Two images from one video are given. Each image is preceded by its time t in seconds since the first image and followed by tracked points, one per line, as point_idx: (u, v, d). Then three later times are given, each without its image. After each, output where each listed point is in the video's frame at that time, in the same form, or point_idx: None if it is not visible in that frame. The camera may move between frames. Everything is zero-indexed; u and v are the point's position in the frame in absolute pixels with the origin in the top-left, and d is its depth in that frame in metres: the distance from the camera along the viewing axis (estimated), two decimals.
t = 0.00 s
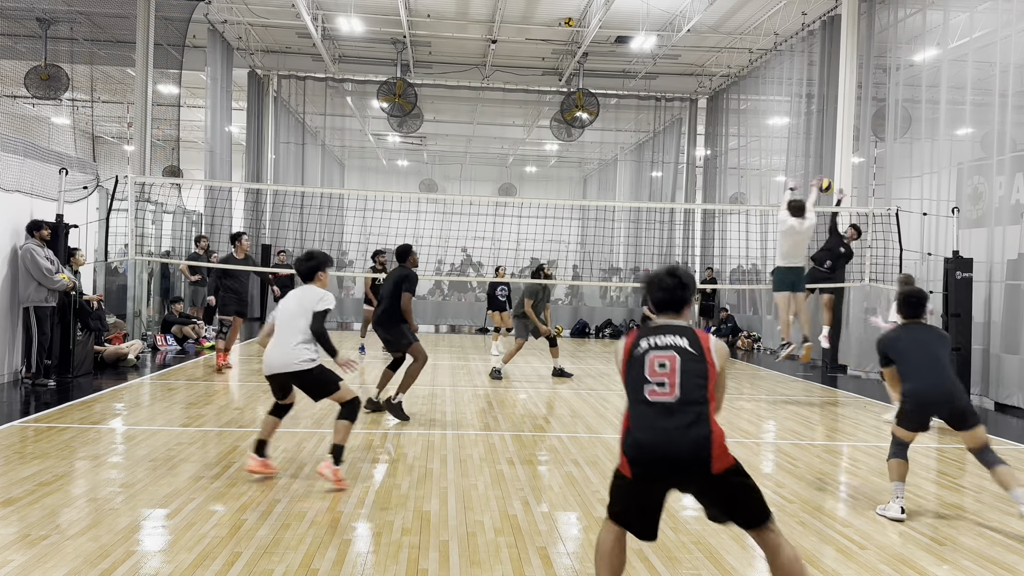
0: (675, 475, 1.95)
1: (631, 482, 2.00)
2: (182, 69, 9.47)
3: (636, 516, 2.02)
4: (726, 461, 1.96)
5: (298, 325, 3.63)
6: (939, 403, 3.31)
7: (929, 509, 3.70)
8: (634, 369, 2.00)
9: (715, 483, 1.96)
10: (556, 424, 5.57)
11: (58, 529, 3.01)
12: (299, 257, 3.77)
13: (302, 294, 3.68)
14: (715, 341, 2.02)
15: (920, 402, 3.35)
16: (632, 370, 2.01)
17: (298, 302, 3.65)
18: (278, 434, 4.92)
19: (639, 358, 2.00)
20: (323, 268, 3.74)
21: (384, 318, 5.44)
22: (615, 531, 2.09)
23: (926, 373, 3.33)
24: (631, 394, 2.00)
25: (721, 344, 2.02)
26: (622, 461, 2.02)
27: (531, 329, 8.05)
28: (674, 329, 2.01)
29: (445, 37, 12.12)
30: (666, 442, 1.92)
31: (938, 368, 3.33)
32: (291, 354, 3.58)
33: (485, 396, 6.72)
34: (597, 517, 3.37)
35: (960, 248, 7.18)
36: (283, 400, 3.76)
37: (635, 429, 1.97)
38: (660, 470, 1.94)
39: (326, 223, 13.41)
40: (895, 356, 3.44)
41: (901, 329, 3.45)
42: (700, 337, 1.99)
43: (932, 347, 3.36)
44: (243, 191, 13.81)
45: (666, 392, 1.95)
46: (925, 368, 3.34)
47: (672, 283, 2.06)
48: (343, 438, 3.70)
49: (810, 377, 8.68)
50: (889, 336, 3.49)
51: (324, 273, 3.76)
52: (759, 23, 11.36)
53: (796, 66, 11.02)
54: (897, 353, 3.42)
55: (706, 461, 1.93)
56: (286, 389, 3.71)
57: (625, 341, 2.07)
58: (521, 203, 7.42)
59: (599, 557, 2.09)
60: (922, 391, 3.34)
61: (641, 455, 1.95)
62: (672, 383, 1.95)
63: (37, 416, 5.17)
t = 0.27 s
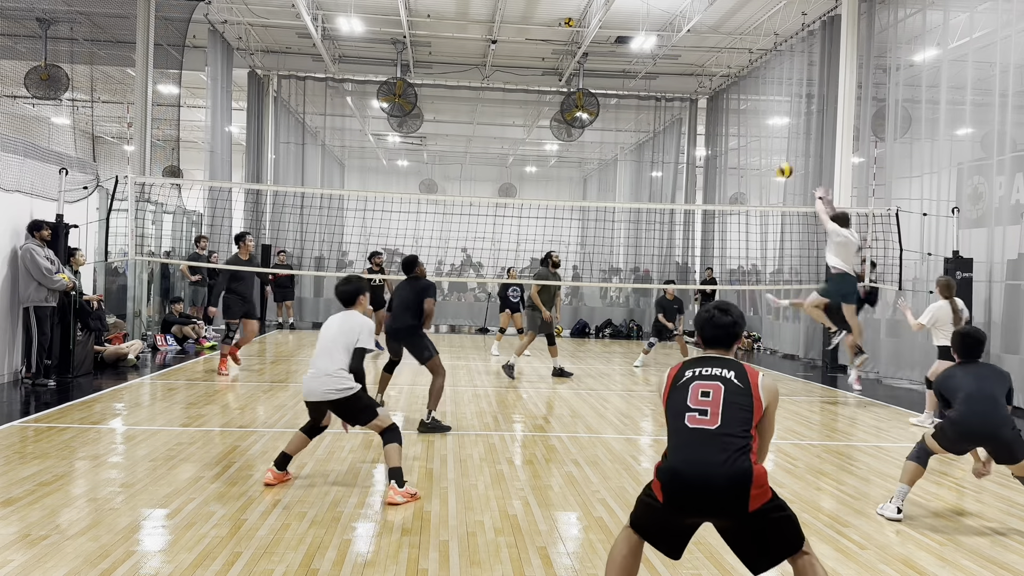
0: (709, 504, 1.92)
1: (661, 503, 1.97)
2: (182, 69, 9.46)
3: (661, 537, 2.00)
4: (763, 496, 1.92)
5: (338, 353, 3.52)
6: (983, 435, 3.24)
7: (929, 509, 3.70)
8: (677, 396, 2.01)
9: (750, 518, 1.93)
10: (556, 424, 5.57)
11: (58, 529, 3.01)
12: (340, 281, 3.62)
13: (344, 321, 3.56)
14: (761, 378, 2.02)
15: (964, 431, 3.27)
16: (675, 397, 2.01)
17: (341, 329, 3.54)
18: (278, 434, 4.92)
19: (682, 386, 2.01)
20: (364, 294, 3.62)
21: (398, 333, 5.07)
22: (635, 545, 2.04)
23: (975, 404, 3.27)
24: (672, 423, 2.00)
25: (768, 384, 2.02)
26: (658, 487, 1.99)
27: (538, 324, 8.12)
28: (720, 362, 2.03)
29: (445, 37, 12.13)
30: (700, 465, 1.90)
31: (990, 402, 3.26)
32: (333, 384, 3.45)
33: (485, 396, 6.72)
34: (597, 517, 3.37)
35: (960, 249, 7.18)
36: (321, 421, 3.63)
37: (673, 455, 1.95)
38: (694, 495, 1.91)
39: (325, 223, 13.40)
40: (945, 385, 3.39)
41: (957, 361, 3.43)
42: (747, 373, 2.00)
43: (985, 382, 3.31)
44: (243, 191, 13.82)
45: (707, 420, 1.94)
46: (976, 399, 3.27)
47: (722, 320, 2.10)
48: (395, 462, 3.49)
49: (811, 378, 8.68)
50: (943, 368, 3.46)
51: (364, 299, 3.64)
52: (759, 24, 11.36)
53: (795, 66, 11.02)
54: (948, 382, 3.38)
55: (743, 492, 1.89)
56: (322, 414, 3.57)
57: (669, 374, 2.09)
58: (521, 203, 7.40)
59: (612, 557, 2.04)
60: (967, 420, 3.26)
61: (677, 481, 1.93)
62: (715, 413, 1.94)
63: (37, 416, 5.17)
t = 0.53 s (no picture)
0: (710, 484, 1.94)
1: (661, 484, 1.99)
2: (182, 69, 9.46)
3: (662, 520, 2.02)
4: (763, 475, 1.95)
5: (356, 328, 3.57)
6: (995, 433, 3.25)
7: (929, 509, 3.71)
8: (677, 375, 2.03)
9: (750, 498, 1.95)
10: (556, 424, 5.57)
11: (58, 529, 3.01)
12: (356, 254, 3.57)
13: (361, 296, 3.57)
14: (760, 356, 2.04)
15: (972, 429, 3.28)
16: (675, 377, 2.04)
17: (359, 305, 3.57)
18: (278, 434, 4.93)
19: (682, 366, 2.03)
20: (382, 268, 3.60)
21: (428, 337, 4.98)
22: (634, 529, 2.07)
23: (986, 398, 3.26)
24: (673, 403, 2.02)
25: (767, 362, 2.05)
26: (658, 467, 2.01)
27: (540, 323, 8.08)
28: (719, 340, 2.04)
29: (445, 37, 12.12)
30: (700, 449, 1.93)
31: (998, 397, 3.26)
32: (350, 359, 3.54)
33: (485, 396, 6.72)
34: (597, 517, 3.37)
35: (960, 249, 7.18)
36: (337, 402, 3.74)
37: (674, 434, 1.98)
38: (694, 475, 1.93)
39: (326, 223, 13.40)
40: (951, 379, 3.37)
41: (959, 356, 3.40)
42: (746, 351, 2.03)
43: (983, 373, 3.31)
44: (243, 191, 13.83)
45: (707, 399, 1.96)
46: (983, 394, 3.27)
47: (723, 298, 2.12)
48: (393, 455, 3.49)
49: (811, 377, 8.68)
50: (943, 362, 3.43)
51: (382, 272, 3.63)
52: (759, 24, 11.35)
53: (796, 66, 11.02)
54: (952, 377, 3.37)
55: (743, 472, 1.92)
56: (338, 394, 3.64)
57: (669, 353, 2.11)
58: (521, 202, 7.38)
59: (613, 553, 2.06)
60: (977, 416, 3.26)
61: (677, 461, 1.95)
62: (715, 392, 1.97)
63: (37, 416, 5.17)
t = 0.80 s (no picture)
0: (720, 474, 1.95)
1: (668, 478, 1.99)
2: (182, 69, 9.46)
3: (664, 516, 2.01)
4: (768, 463, 1.98)
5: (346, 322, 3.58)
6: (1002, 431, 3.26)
7: (929, 509, 3.70)
8: (677, 363, 2.00)
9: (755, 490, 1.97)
10: (556, 424, 5.57)
11: (58, 529, 3.01)
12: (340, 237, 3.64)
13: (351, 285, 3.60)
14: (755, 335, 2.05)
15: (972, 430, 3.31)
16: (675, 365, 2.00)
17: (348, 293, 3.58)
18: (278, 434, 4.93)
19: (683, 353, 1.99)
20: (366, 253, 3.65)
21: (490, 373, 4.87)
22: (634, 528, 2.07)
23: (991, 395, 3.26)
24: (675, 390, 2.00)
25: (762, 340, 2.05)
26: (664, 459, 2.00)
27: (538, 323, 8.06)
28: (715, 323, 2.02)
29: (445, 37, 12.12)
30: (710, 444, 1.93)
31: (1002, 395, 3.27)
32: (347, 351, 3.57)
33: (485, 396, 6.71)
34: (597, 517, 3.37)
35: (960, 249, 7.17)
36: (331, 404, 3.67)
37: (682, 425, 1.97)
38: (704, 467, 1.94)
39: (326, 223, 13.40)
40: (953, 378, 3.38)
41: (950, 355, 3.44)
42: (741, 332, 2.02)
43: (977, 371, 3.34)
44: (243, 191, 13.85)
45: (712, 387, 1.96)
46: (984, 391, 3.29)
47: (712, 274, 2.07)
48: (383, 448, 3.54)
49: (811, 378, 8.68)
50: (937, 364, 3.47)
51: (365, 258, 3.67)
52: (759, 24, 11.35)
53: (796, 66, 11.02)
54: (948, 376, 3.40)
55: (751, 461, 1.94)
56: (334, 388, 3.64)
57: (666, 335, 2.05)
58: (522, 203, 7.36)
59: (613, 554, 2.06)
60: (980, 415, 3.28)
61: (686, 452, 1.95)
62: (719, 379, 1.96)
63: (37, 416, 5.17)
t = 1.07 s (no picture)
0: (685, 445, 1.99)
1: (636, 460, 2.01)
2: (182, 69, 9.44)
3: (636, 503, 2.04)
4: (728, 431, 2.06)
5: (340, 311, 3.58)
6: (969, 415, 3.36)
7: (929, 509, 3.70)
8: (634, 335, 2.05)
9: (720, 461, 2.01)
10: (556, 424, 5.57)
11: (58, 529, 3.01)
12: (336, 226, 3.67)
13: (343, 274, 3.62)
14: (701, 296, 2.13)
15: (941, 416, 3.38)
16: (632, 336, 2.06)
17: (340, 282, 3.60)
18: (277, 434, 4.92)
19: (638, 325, 2.05)
20: (361, 243, 3.67)
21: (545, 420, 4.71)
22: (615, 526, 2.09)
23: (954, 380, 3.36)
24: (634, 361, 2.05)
25: (709, 298, 2.14)
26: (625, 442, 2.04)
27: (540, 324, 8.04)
28: (666, 291, 2.09)
29: (445, 37, 12.12)
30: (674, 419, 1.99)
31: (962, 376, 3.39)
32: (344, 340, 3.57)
33: (485, 396, 6.71)
34: (597, 517, 3.37)
35: (960, 249, 7.18)
36: (326, 400, 3.69)
37: (643, 397, 2.02)
38: (671, 444, 1.98)
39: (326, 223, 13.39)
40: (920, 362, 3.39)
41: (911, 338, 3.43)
42: (690, 295, 2.09)
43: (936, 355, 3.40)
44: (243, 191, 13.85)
45: (671, 358, 2.02)
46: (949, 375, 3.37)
47: (657, 231, 2.14)
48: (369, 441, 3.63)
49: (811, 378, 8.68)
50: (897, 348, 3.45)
51: (360, 247, 3.70)
52: (759, 24, 11.35)
53: (795, 66, 11.02)
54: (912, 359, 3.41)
55: (712, 429, 2.00)
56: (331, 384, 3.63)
57: (617, 303, 2.10)
58: (521, 202, 7.33)
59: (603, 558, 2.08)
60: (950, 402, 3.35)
61: (651, 426, 1.99)
62: (676, 348, 2.03)
63: (37, 416, 5.17)
